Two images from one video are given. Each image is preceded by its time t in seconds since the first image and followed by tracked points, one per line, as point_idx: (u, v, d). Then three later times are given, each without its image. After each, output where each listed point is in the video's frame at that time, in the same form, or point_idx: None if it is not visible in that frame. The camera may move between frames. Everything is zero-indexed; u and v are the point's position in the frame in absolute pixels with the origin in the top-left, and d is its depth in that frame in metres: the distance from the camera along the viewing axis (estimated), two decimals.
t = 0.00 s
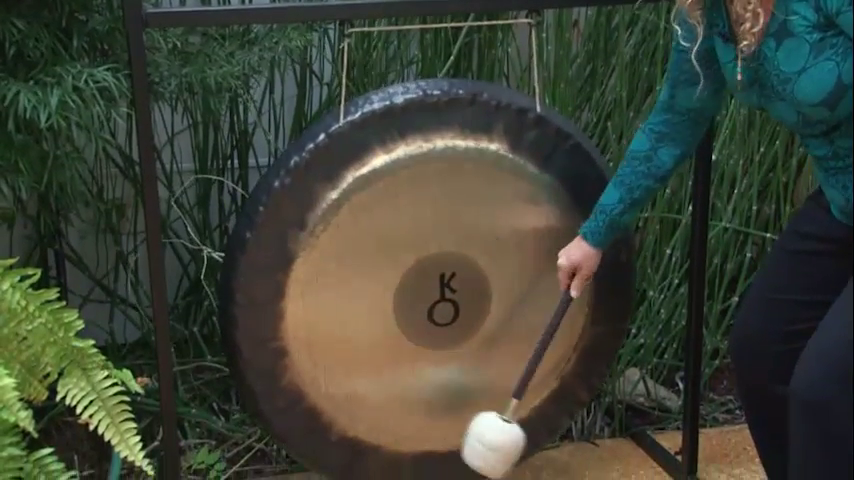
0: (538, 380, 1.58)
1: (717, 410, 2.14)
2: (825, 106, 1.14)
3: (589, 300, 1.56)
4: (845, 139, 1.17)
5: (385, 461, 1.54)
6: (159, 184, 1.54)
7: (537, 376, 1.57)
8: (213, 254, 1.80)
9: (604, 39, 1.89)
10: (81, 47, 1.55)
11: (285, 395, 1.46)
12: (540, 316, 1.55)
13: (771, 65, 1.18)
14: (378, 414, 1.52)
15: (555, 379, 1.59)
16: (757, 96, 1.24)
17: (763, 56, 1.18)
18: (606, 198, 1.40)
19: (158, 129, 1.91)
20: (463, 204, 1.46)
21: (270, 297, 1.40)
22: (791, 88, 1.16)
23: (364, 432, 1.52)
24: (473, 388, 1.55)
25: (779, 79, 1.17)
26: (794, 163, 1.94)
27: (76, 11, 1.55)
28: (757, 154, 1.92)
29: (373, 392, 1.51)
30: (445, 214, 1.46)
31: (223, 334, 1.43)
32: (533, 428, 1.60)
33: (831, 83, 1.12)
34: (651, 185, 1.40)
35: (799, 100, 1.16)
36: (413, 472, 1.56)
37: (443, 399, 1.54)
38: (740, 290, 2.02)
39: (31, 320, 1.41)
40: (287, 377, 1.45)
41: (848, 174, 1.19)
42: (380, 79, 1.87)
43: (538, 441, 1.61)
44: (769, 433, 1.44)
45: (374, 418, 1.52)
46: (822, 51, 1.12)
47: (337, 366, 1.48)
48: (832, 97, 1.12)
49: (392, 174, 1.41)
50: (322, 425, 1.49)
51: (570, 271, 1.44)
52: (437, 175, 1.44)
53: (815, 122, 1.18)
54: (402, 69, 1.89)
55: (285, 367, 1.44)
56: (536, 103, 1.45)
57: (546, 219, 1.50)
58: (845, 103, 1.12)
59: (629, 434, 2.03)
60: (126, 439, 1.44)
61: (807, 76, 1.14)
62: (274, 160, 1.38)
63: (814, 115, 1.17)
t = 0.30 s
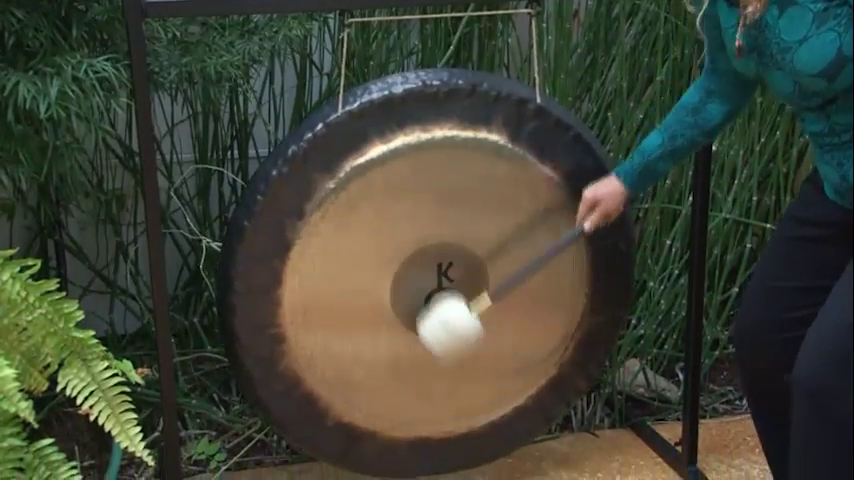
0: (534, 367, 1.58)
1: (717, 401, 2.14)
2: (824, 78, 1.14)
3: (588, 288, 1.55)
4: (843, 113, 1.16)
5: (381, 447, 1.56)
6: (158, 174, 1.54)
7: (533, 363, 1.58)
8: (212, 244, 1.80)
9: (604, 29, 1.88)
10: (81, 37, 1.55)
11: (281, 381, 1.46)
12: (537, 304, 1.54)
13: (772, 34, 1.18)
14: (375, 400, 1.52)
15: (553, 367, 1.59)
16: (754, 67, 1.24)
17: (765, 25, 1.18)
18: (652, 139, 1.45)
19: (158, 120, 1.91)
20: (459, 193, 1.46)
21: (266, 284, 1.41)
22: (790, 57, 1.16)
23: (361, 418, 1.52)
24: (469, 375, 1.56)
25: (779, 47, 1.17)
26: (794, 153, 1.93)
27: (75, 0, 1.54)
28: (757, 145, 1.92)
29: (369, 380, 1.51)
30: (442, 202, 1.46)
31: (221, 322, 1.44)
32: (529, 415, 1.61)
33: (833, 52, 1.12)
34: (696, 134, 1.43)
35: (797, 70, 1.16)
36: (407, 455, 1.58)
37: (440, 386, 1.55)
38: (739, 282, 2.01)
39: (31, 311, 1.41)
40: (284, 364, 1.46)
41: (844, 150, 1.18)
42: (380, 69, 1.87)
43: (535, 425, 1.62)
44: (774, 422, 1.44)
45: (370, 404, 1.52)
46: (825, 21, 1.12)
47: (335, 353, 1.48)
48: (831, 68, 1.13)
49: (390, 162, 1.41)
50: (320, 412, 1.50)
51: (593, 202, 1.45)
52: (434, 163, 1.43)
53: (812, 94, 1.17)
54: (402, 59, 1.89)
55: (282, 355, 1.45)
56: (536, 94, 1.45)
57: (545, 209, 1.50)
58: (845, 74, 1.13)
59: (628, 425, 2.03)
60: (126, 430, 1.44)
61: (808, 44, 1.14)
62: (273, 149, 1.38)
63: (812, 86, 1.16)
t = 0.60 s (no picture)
0: (535, 362, 1.59)
1: (716, 401, 2.14)
2: (820, 30, 1.12)
3: (588, 284, 1.55)
4: (834, 69, 1.14)
5: (380, 440, 1.55)
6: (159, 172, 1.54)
7: (531, 357, 1.58)
8: (212, 243, 1.80)
9: (605, 28, 1.88)
10: (81, 37, 1.55)
11: (282, 375, 1.46)
12: (536, 298, 1.55)
13: None
14: (375, 394, 1.53)
15: (550, 362, 1.59)
16: (763, 17, 1.24)
17: None
18: (694, 25, 1.35)
19: (158, 119, 1.90)
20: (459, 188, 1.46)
21: (269, 279, 1.40)
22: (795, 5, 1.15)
23: (361, 414, 1.53)
24: (466, 367, 1.57)
25: None
26: (795, 153, 1.92)
27: None
28: (757, 143, 1.93)
29: (368, 375, 1.52)
30: (442, 198, 1.46)
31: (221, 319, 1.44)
32: (528, 409, 1.61)
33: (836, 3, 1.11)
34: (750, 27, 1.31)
35: (797, 20, 1.15)
36: (405, 445, 1.57)
37: (438, 379, 1.56)
38: (739, 281, 2.02)
39: (31, 310, 1.41)
40: (286, 357, 1.45)
41: (832, 111, 1.16)
42: (380, 69, 1.87)
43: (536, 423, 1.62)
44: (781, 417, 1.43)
45: (370, 397, 1.53)
46: None
47: (334, 346, 1.49)
48: (830, 20, 1.11)
49: (391, 158, 1.42)
50: (320, 412, 1.50)
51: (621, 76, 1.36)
52: (434, 158, 1.44)
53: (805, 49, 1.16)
54: (402, 59, 1.88)
55: (283, 348, 1.45)
56: (538, 93, 1.43)
57: (546, 208, 1.50)
58: (841, 29, 1.11)
59: (628, 424, 2.03)
60: (126, 429, 1.44)
61: None
62: (274, 148, 1.38)
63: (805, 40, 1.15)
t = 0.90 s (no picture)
0: (540, 367, 1.59)
1: (724, 404, 2.13)
2: None
3: (593, 288, 1.55)
4: (827, 40, 1.20)
5: (389, 449, 1.55)
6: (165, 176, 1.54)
7: (538, 363, 1.58)
8: (219, 247, 1.80)
9: (611, 29, 1.88)
10: (88, 41, 1.55)
11: (289, 384, 1.46)
12: (542, 305, 1.54)
13: None
14: (382, 403, 1.53)
15: (556, 368, 1.59)
16: None
17: None
18: None
19: (164, 123, 1.90)
20: (466, 194, 1.46)
21: (275, 286, 1.41)
22: None
23: (368, 421, 1.52)
24: (474, 375, 1.56)
25: None
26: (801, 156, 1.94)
27: (83, 4, 1.55)
28: (764, 146, 1.92)
29: (376, 385, 1.52)
30: (449, 203, 1.46)
31: (228, 325, 1.44)
32: (534, 417, 1.61)
33: None
34: None
35: None
36: (416, 458, 1.57)
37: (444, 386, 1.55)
38: (746, 283, 2.02)
39: (39, 314, 1.41)
40: (293, 364, 1.45)
41: (819, 82, 1.22)
42: (385, 72, 1.87)
43: (540, 426, 1.62)
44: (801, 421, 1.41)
45: (377, 408, 1.52)
46: None
47: (341, 356, 1.48)
48: None
49: (398, 164, 1.41)
50: (328, 418, 1.50)
51: None
52: (442, 165, 1.43)
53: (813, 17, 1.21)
54: (408, 62, 1.88)
55: (290, 356, 1.45)
56: (541, 95, 1.45)
57: (553, 213, 1.50)
58: None
59: (635, 427, 2.03)
60: (134, 433, 1.44)
61: None
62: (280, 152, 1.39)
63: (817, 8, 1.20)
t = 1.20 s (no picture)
0: (556, 382, 1.57)
1: (734, 409, 2.12)
2: None
3: (609, 301, 1.54)
4: (841, 39, 1.20)
5: (403, 464, 1.54)
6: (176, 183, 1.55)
7: (555, 379, 1.56)
8: (229, 253, 1.80)
9: (620, 34, 1.88)
10: (98, 47, 1.56)
11: (300, 395, 1.46)
12: (555, 316, 1.54)
13: None
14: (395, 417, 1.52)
15: (573, 383, 1.57)
16: None
17: None
18: None
19: (174, 129, 1.91)
20: (478, 204, 1.46)
21: (285, 296, 1.41)
22: None
23: (380, 434, 1.52)
24: (490, 389, 1.55)
25: None
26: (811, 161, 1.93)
27: (94, 10, 1.56)
28: (774, 151, 1.92)
29: (389, 397, 1.51)
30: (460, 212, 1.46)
31: (239, 335, 1.44)
32: (552, 434, 1.59)
33: None
34: None
35: None
36: (431, 475, 1.56)
37: (460, 400, 1.54)
38: (756, 289, 2.01)
39: (48, 319, 1.42)
40: (304, 374, 1.45)
41: (825, 78, 1.22)
42: (394, 77, 1.87)
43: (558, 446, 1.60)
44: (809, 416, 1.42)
45: (391, 422, 1.52)
46: None
47: (352, 365, 1.48)
48: None
49: (408, 172, 1.41)
50: (339, 430, 1.49)
51: None
52: (454, 173, 1.43)
53: (829, 12, 1.21)
54: (417, 68, 1.88)
55: (301, 367, 1.45)
56: (551, 102, 1.45)
57: (564, 221, 1.49)
58: None
59: (644, 432, 2.03)
60: (143, 437, 1.44)
61: None
62: (289, 159, 1.39)
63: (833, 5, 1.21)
